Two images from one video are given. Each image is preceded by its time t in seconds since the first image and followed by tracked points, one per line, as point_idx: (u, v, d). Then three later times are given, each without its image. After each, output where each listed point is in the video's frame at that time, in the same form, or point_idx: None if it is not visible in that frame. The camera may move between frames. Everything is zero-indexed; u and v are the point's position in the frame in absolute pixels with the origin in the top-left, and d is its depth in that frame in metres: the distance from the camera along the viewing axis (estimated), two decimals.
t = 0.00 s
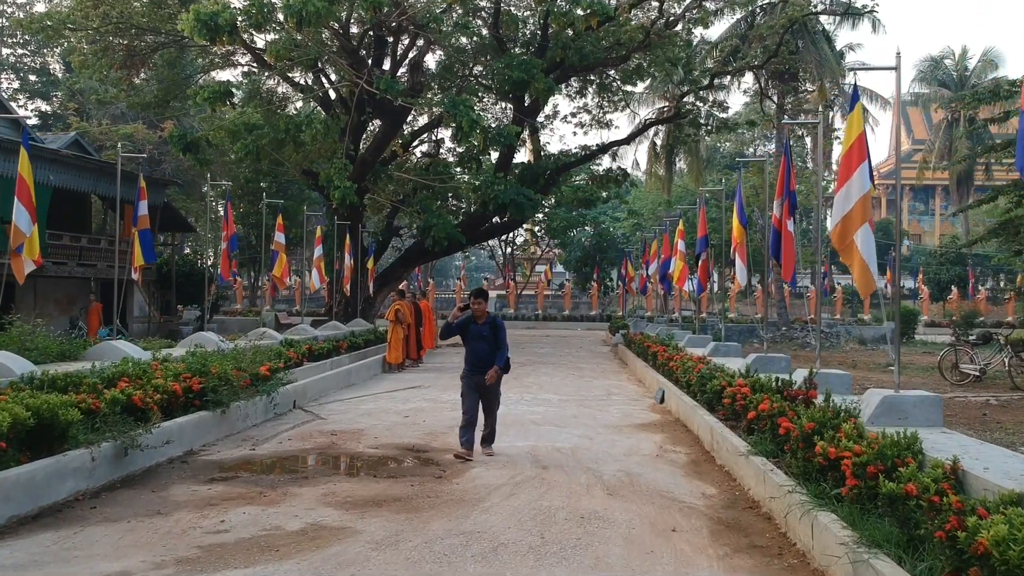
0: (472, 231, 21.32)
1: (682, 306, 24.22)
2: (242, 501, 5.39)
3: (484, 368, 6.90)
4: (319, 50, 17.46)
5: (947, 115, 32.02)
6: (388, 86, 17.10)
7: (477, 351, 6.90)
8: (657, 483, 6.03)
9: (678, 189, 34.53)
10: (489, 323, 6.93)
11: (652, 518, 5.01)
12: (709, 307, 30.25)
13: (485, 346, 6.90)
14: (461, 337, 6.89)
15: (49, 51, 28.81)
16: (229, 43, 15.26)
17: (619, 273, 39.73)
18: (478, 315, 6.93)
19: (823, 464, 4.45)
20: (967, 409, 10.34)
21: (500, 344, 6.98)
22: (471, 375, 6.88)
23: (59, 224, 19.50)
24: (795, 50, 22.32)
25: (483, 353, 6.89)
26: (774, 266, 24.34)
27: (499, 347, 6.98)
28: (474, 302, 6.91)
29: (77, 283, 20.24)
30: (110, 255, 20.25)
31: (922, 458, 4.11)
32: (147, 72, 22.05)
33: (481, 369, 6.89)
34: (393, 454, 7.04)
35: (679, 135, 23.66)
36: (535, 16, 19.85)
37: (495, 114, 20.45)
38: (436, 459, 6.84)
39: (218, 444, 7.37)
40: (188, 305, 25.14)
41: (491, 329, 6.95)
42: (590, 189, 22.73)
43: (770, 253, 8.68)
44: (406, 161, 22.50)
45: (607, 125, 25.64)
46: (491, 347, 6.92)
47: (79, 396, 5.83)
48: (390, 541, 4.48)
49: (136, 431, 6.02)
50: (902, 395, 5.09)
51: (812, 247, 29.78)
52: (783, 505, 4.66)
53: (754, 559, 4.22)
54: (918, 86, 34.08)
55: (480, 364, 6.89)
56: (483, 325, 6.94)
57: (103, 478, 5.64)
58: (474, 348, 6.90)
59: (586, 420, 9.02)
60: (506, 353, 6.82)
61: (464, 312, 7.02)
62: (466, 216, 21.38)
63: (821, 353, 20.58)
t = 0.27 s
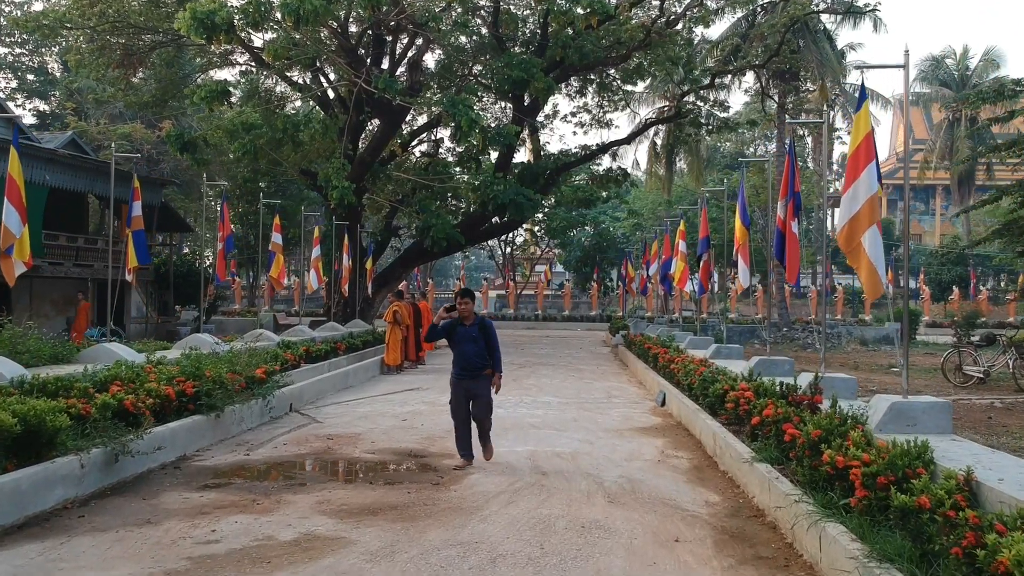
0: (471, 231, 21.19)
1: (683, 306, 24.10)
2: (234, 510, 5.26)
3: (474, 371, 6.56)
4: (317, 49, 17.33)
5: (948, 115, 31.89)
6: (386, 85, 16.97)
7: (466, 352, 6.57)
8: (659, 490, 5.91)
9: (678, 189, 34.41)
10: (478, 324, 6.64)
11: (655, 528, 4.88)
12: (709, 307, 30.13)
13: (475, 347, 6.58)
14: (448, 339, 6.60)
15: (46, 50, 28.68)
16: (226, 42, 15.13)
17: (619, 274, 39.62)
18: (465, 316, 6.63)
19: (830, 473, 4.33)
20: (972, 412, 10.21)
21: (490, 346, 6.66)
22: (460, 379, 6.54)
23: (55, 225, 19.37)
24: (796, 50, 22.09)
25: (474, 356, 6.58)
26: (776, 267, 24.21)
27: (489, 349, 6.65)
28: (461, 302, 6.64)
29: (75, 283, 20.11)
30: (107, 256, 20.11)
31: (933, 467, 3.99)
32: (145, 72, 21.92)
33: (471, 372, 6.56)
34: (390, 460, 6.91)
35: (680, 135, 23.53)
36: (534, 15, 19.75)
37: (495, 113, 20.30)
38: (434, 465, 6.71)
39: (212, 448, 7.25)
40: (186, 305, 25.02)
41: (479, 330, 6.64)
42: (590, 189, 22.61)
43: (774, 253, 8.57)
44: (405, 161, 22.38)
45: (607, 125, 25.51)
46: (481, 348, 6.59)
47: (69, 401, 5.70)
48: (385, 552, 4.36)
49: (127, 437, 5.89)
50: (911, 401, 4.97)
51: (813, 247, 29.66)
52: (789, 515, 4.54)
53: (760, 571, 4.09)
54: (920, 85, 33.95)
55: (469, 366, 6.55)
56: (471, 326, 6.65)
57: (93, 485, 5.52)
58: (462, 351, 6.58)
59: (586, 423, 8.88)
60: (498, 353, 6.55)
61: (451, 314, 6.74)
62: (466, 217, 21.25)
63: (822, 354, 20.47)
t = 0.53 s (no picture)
0: (470, 231, 21.05)
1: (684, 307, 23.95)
2: (225, 518, 5.13)
3: (466, 377, 6.39)
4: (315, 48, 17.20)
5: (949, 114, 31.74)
6: (385, 83, 16.82)
7: (457, 358, 6.40)
8: (661, 496, 5.78)
9: (678, 189, 34.28)
10: (469, 329, 6.46)
11: (657, 538, 4.75)
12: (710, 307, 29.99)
13: (466, 353, 6.41)
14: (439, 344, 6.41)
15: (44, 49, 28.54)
16: (223, 40, 15.00)
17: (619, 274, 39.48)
18: (456, 320, 6.45)
19: (838, 482, 4.19)
20: (977, 415, 10.08)
21: (481, 351, 6.49)
22: (451, 386, 6.37)
23: (51, 224, 19.23)
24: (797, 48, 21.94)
25: (465, 361, 6.40)
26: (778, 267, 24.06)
27: (480, 354, 6.49)
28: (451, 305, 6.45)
29: (71, 284, 19.99)
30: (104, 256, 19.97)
31: (946, 477, 3.85)
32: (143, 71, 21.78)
33: (462, 379, 6.39)
34: (386, 465, 6.78)
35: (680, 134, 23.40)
36: (534, 13, 19.63)
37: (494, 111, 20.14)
38: (431, 470, 6.58)
39: (206, 453, 7.12)
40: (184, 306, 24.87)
41: (471, 335, 6.47)
42: (590, 189, 22.48)
43: (778, 255, 8.43)
44: (404, 160, 22.25)
45: (608, 124, 25.37)
46: (472, 353, 6.42)
47: (57, 406, 5.58)
48: (379, 565, 4.22)
49: (117, 443, 5.76)
50: (920, 408, 4.83)
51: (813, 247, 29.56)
52: (795, 525, 4.41)
53: None
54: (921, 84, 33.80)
55: (461, 373, 6.38)
56: (462, 331, 6.46)
57: (81, 493, 5.38)
58: (453, 356, 6.40)
59: (587, 427, 8.75)
60: (492, 359, 6.39)
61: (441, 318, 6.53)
62: (465, 217, 21.11)
63: (824, 355, 20.31)
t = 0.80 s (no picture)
0: (469, 231, 20.91)
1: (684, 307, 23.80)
2: (215, 527, 4.99)
3: (455, 387, 6.11)
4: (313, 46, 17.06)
5: (950, 113, 31.58)
6: (383, 82, 16.66)
7: (447, 367, 6.11)
8: (662, 504, 5.64)
9: (679, 189, 34.15)
10: (463, 336, 6.16)
11: (659, 548, 4.61)
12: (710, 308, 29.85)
13: (456, 362, 6.12)
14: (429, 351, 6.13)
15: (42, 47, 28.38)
16: (219, 38, 14.87)
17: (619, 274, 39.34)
18: (450, 327, 6.15)
19: (847, 493, 4.06)
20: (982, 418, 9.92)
21: (474, 361, 6.19)
22: (439, 396, 6.10)
23: (47, 224, 19.08)
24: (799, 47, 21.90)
25: (455, 371, 6.10)
26: (779, 267, 23.90)
27: (473, 364, 6.18)
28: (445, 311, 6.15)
29: (68, 284, 19.86)
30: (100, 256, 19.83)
31: (959, 488, 3.71)
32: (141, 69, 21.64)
33: (451, 389, 6.11)
34: (382, 471, 6.64)
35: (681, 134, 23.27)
36: (534, 12, 19.48)
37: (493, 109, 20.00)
38: (428, 477, 6.44)
39: (198, 458, 6.97)
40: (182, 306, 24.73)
41: (464, 343, 6.17)
42: (590, 189, 22.33)
43: (783, 255, 8.29)
44: (403, 160, 22.11)
45: (608, 123, 25.23)
46: (463, 363, 6.13)
47: (43, 411, 5.43)
48: None
49: (106, 449, 5.62)
50: (930, 415, 4.69)
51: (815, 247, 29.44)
52: (802, 536, 4.26)
53: None
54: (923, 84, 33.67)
55: (449, 383, 6.09)
56: (455, 338, 6.16)
57: (67, 501, 5.25)
58: (443, 365, 6.12)
59: (586, 430, 8.61)
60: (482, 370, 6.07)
61: (436, 323, 6.25)
62: (464, 217, 20.96)
63: (826, 356, 20.17)
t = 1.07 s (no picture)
0: (468, 232, 20.73)
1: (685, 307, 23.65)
2: (204, 536, 4.83)
3: (445, 390, 5.71)
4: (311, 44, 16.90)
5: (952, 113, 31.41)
6: (380, 80, 16.48)
7: (436, 369, 5.73)
8: (664, 512, 5.48)
9: (679, 188, 34.01)
10: (454, 336, 5.77)
11: (661, 559, 4.46)
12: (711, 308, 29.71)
13: (445, 364, 5.72)
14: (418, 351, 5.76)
15: (39, 46, 28.24)
16: (215, 36, 14.72)
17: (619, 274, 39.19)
18: (439, 326, 5.76)
19: (858, 504, 3.90)
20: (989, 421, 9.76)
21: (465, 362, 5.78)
22: (427, 399, 5.72)
23: (42, 224, 18.95)
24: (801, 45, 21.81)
25: (444, 373, 5.71)
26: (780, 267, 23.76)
27: (464, 366, 5.77)
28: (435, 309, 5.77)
29: (64, 284, 19.74)
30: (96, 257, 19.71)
31: (976, 500, 3.56)
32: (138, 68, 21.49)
33: (440, 392, 5.71)
34: (377, 477, 6.49)
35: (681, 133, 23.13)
36: (533, 10, 19.34)
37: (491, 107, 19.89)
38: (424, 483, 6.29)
39: (189, 464, 6.82)
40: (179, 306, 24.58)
41: (455, 344, 5.77)
42: (590, 188, 22.19)
43: (788, 256, 8.15)
44: (402, 159, 21.96)
45: (608, 123, 25.08)
46: (452, 365, 5.73)
47: (28, 417, 5.28)
48: None
49: (92, 455, 5.47)
50: (942, 422, 4.53)
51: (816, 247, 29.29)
52: (811, 548, 4.11)
53: None
54: (924, 83, 33.51)
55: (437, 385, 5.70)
56: (445, 338, 5.76)
57: (52, 509, 5.09)
58: (431, 366, 5.74)
59: (586, 434, 8.46)
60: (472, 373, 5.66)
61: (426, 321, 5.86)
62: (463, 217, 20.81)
63: (827, 357, 20.01)
